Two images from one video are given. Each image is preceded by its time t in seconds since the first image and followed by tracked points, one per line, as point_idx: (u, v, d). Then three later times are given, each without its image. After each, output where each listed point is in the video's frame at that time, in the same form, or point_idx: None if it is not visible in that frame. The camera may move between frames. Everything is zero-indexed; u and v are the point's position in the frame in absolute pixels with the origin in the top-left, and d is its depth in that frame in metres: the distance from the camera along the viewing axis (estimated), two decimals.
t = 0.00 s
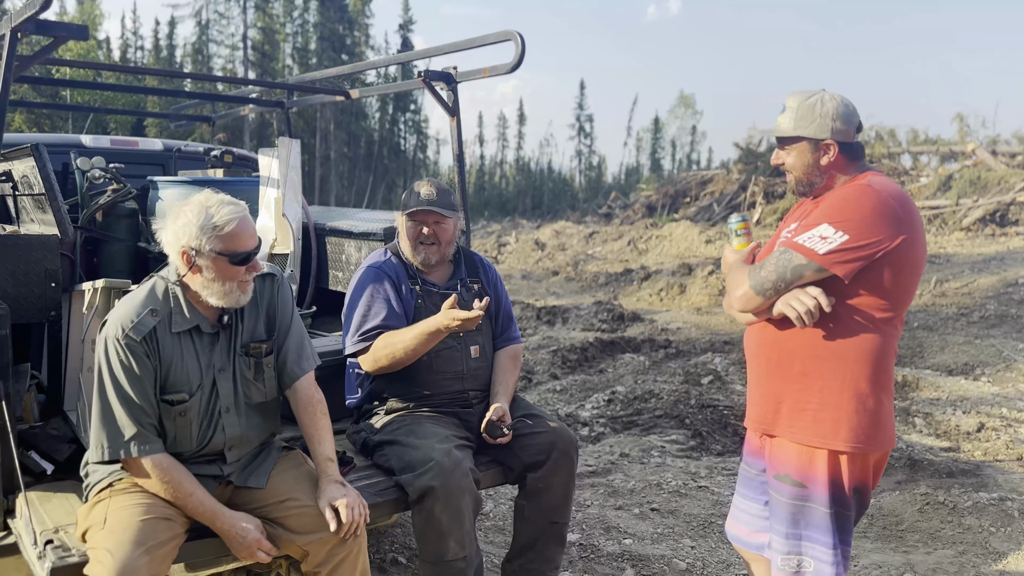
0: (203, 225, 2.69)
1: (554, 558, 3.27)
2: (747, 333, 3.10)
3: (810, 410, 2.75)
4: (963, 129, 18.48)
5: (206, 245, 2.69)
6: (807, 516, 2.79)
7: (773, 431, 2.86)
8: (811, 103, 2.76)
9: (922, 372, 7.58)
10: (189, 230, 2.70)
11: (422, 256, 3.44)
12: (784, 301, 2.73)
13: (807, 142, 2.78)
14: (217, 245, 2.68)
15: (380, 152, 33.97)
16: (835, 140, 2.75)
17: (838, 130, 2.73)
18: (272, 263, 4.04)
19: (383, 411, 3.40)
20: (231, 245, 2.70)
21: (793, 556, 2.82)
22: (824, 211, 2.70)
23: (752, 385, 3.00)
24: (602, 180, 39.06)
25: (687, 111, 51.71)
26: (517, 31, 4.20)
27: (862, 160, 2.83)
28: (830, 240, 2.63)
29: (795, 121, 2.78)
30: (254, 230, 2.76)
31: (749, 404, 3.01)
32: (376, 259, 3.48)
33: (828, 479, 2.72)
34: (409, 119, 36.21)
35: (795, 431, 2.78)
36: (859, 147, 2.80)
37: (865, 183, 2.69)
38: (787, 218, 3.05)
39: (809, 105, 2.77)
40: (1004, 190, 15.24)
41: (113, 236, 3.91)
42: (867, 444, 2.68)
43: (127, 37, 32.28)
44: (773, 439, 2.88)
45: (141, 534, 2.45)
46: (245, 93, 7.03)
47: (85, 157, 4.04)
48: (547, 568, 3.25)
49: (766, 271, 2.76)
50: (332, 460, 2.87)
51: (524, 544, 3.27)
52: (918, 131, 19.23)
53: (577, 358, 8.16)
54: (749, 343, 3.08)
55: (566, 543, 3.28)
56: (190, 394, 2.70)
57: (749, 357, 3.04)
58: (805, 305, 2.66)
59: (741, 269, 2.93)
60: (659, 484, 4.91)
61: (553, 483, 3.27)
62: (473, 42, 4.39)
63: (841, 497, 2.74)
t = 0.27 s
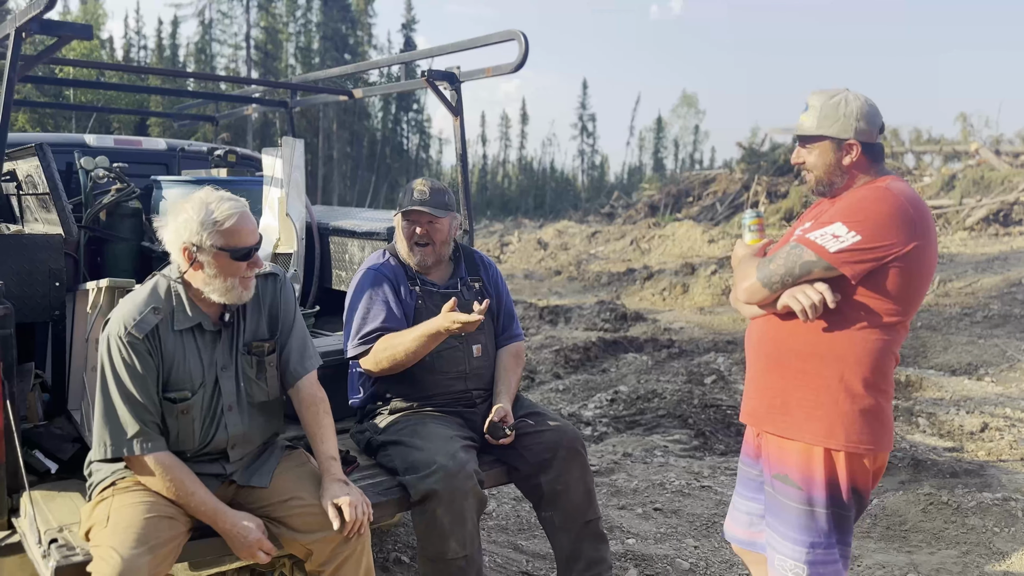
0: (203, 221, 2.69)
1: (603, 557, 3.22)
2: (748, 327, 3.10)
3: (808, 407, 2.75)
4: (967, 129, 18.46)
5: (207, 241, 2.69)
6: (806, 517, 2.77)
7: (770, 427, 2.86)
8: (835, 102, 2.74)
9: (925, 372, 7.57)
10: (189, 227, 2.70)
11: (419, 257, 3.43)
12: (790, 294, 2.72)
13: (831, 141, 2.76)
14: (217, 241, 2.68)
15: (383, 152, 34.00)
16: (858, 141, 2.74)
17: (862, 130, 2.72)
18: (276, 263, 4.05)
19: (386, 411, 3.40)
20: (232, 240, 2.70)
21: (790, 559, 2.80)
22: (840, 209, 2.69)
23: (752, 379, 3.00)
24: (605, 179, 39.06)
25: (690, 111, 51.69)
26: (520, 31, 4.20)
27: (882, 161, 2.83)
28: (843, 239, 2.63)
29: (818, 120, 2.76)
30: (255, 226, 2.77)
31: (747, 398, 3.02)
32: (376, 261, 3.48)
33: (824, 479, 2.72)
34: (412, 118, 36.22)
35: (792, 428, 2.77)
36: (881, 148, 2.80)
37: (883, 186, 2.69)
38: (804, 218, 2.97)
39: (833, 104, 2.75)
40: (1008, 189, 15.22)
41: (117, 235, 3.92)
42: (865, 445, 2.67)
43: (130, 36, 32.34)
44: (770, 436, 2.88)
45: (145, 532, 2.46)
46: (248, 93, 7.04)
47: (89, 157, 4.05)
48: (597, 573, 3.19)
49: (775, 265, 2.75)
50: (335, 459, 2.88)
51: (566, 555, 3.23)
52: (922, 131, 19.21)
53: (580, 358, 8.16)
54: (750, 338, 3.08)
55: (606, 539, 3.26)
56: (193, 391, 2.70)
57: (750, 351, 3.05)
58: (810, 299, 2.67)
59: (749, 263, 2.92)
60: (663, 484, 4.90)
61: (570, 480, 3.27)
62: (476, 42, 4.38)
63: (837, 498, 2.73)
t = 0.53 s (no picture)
0: (208, 218, 2.70)
1: (610, 555, 3.24)
2: (745, 322, 3.08)
3: (805, 404, 2.75)
4: (970, 128, 18.43)
5: (211, 240, 2.70)
6: (797, 511, 2.79)
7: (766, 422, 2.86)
8: (840, 104, 2.74)
9: (929, 372, 7.56)
10: (194, 225, 2.71)
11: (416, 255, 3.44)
12: (794, 291, 2.71)
13: (835, 143, 2.76)
14: (222, 240, 2.69)
15: (385, 151, 34.02)
16: (862, 142, 2.74)
17: (866, 132, 2.72)
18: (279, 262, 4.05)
19: (389, 411, 3.40)
20: (237, 238, 2.71)
21: (779, 552, 2.82)
22: (848, 209, 2.69)
23: (749, 373, 2.99)
24: (608, 179, 39.05)
25: (693, 110, 51.67)
26: (524, 31, 4.20)
27: (885, 164, 2.83)
28: (850, 240, 2.63)
29: (823, 121, 2.76)
30: (260, 225, 2.77)
31: (741, 391, 3.02)
32: (377, 261, 3.48)
33: (818, 475, 2.73)
34: (415, 118, 36.23)
35: (788, 423, 2.78)
36: (884, 150, 2.80)
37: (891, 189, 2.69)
38: (805, 216, 3.02)
39: (838, 106, 2.75)
40: (1011, 189, 15.20)
41: (121, 235, 3.92)
42: (859, 441, 2.69)
43: (133, 36, 32.39)
44: (765, 431, 2.89)
45: (154, 529, 2.46)
46: (251, 92, 7.05)
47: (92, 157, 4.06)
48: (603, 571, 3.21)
49: (782, 263, 2.74)
50: (339, 458, 2.88)
51: (572, 554, 3.24)
52: (925, 131, 19.19)
53: (583, 357, 8.16)
54: (748, 333, 3.07)
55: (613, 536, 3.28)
56: (198, 390, 2.71)
57: (746, 346, 3.04)
58: (815, 296, 2.65)
59: (751, 261, 2.91)
60: (666, 484, 4.90)
61: (574, 478, 3.28)
62: (479, 42, 4.38)
63: (830, 494, 2.74)
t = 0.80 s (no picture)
0: (214, 221, 2.70)
1: (568, 558, 3.25)
2: (744, 320, 3.08)
3: (805, 402, 2.76)
4: (973, 128, 18.41)
5: (215, 241, 2.70)
6: (791, 506, 2.80)
7: (765, 418, 2.87)
8: (835, 106, 2.74)
9: (932, 372, 7.55)
10: (198, 224, 2.72)
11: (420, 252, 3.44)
12: (797, 292, 2.71)
13: (831, 144, 2.76)
14: (225, 242, 2.69)
15: (388, 151, 34.04)
16: (857, 143, 2.74)
17: (861, 133, 2.72)
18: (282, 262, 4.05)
19: (393, 410, 3.40)
20: (240, 244, 2.71)
21: (771, 543, 2.84)
22: (848, 210, 2.68)
23: (748, 371, 2.98)
24: (610, 179, 39.05)
25: (696, 110, 51.65)
26: (527, 31, 4.19)
27: (879, 163, 2.83)
28: (851, 242, 2.63)
29: (819, 122, 2.76)
30: (265, 231, 2.76)
31: (741, 387, 3.02)
32: (383, 260, 3.48)
33: (815, 471, 2.74)
34: (417, 118, 36.25)
35: (787, 420, 2.79)
36: (878, 151, 2.80)
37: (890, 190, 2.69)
38: (795, 212, 3.11)
39: (833, 108, 2.75)
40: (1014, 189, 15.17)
41: (124, 234, 3.93)
42: (856, 438, 2.71)
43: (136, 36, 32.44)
44: (763, 427, 2.90)
45: (164, 528, 2.47)
46: (254, 92, 7.06)
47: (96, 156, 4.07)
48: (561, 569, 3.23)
49: (786, 265, 2.72)
50: (344, 457, 2.88)
51: (535, 547, 3.27)
52: (928, 131, 19.17)
53: (586, 357, 8.16)
54: (747, 331, 3.07)
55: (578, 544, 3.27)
56: (205, 389, 2.71)
57: (746, 343, 3.04)
58: (817, 298, 2.65)
59: (753, 261, 2.89)
60: (669, 484, 4.90)
61: (564, 482, 3.27)
62: (482, 42, 4.38)
63: (826, 490, 2.75)
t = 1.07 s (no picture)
0: (215, 215, 2.71)
1: (571, 558, 3.26)
2: (749, 321, 3.07)
3: (811, 402, 2.75)
4: (976, 128, 18.39)
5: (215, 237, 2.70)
6: (791, 502, 2.81)
7: (770, 417, 2.87)
8: (827, 109, 2.75)
9: (935, 372, 7.54)
10: (200, 220, 2.73)
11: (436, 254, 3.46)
12: (806, 296, 2.70)
13: (824, 146, 2.76)
14: (224, 238, 2.69)
15: (390, 151, 34.06)
16: (850, 145, 2.75)
17: (854, 135, 2.73)
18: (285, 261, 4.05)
19: (396, 409, 3.40)
20: (242, 238, 2.70)
21: (770, 539, 2.86)
22: (852, 211, 2.68)
23: (755, 372, 2.98)
24: (612, 179, 39.05)
25: (698, 110, 51.64)
26: (530, 30, 4.19)
27: (871, 165, 2.84)
28: (857, 243, 2.63)
29: (812, 126, 2.76)
30: (265, 228, 2.75)
31: (749, 388, 3.01)
32: (389, 258, 3.48)
33: (819, 470, 2.73)
34: (419, 118, 36.25)
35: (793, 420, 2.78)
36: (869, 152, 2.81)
37: (891, 189, 2.70)
38: (790, 213, 3.15)
39: (825, 111, 2.76)
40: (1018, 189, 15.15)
41: (127, 234, 3.93)
42: (861, 437, 2.71)
43: (139, 36, 32.48)
44: (769, 426, 2.90)
45: (160, 529, 2.46)
46: (257, 92, 7.06)
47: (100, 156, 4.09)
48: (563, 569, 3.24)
49: (795, 270, 2.72)
50: (346, 457, 2.88)
51: (539, 547, 3.28)
52: (931, 131, 19.16)
53: (588, 357, 8.15)
54: (752, 331, 3.06)
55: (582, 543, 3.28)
56: (207, 389, 2.71)
57: (752, 343, 3.03)
58: (826, 299, 2.66)
59: (757, 267, 2.90)
60: (671, 484, 4.90)
61: (567, 481, 3.27)
62: (485, 41, 4.38)
63: (829, 488, 2.75)
